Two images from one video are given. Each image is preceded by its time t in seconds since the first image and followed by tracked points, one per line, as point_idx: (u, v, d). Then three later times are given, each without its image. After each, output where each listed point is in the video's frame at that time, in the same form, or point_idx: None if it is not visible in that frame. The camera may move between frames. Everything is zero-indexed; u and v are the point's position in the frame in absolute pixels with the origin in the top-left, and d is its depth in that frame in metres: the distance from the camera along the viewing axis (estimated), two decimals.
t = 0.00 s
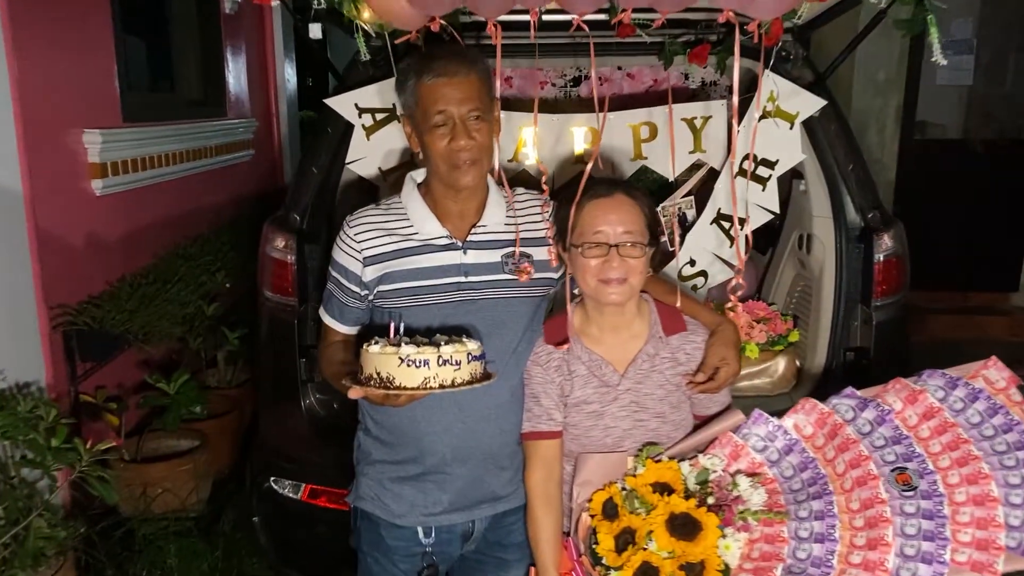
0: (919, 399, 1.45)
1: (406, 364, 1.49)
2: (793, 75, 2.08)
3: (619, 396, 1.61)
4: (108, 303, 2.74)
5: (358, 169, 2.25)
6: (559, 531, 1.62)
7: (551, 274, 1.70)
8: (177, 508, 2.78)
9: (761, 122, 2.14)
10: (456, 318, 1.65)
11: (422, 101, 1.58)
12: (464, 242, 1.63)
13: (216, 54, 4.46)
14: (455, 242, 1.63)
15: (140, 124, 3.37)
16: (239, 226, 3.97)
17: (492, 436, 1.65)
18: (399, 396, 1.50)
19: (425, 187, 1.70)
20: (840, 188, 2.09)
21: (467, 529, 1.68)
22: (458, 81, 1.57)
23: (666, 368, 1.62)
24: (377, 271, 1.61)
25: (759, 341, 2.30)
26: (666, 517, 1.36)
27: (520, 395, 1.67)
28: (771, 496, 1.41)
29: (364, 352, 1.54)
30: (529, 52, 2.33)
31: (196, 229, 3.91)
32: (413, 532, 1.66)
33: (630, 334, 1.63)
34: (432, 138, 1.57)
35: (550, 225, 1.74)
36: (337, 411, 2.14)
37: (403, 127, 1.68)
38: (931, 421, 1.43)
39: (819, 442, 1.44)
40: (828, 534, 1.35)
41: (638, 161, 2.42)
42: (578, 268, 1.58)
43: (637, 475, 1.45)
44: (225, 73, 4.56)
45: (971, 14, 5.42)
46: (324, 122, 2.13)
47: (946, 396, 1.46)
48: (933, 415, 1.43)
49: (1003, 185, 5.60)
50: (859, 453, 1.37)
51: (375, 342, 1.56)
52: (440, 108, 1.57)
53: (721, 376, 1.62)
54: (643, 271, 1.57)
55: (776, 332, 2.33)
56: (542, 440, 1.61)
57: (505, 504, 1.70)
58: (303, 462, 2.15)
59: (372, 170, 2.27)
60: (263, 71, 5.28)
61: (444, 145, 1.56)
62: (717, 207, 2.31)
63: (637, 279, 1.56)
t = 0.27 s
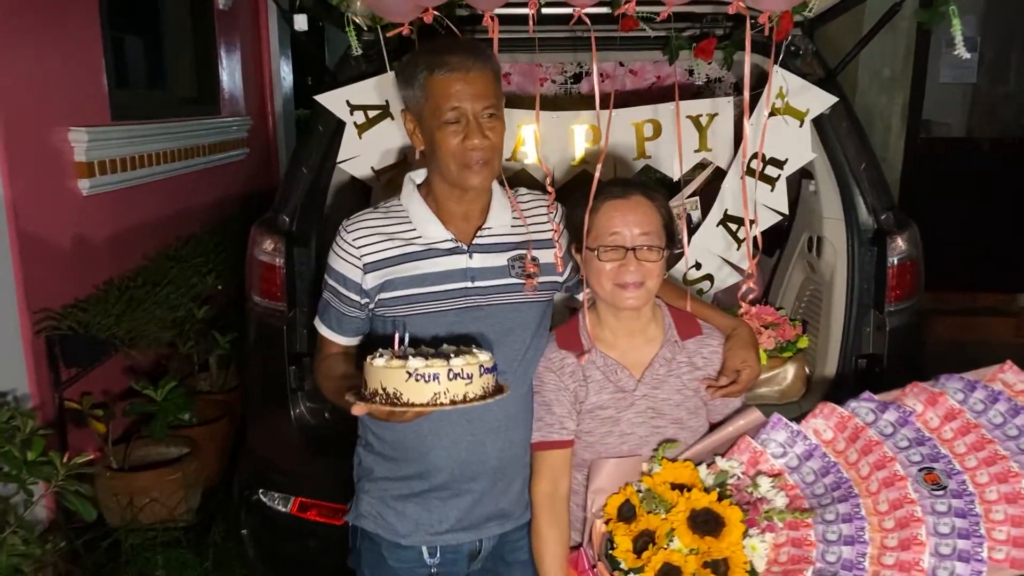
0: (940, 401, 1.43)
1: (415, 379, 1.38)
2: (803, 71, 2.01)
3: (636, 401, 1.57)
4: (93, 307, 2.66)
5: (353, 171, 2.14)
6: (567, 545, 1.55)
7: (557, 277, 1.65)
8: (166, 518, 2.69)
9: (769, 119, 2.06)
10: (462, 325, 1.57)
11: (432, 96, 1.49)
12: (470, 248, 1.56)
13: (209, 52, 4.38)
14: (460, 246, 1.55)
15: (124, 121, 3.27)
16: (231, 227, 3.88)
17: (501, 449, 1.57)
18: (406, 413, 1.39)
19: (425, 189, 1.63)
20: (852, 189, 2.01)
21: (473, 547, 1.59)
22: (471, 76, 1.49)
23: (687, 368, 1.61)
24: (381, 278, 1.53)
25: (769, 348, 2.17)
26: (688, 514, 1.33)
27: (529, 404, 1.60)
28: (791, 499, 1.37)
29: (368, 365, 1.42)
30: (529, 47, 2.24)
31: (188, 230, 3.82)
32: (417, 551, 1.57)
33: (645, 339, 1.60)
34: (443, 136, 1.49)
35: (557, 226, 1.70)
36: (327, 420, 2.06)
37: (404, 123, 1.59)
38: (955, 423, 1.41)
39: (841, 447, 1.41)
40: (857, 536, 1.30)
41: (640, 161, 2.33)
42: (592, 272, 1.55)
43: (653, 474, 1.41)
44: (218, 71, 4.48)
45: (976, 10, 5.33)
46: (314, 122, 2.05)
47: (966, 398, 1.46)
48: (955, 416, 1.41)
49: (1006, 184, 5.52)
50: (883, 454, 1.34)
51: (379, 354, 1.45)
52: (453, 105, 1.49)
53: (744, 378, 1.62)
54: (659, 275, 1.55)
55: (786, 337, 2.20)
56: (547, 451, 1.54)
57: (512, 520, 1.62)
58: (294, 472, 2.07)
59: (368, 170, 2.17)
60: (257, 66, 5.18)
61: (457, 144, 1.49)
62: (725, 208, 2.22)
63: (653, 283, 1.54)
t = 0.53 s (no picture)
0: (937, 398, 1.42)
1: (420, 400, 1.28)
2: (809, 73, 1.93)
3: (649, 417, 1.48)
4: (74, 315, 2.56)
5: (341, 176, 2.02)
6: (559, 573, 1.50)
7: (559, 293, 1.57)
8: (149, 534, 2.61)
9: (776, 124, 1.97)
10: (462, 343, 1.48)
11: (442, 103, 1.42)
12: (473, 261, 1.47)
13: (199, 51, 4.28)
14: (462, 258, 1.46)
15: (109, 123, 3.18)
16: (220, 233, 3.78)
17: (503, 473, 1.47)
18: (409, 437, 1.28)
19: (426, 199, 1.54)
20: (861, 194, 1.93)
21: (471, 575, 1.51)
22: (484, 82, 1.42)
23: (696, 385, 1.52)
24: (377, 291, 1.44)
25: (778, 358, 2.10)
26: (696, 515, 1.28)
27: (532, 424, 1.51)
28: (800, 504, 1.32)
29: (368, 383, 1.32)
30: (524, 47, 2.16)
31: (176, 234, 3.72)
32: None
33: (656, 352, 1.53)
34: (453, 143, 1.41)
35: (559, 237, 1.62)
36: (314, 437, 1.99)
37: (410, 130, 1.51)
38: (954, 414, 1.40)
39: (846, 451, 1.37)
40: (875, 529, 1.26)
41: (641, 165, 2.25)
42: (602, 263, 1.47)
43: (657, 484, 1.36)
44: (209, 70, 4.38)
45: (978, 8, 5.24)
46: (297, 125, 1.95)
47: (963, 390, 1.44)
48: (955, 408, 1.41)
49: (1010, 184, 5.43)
50: (890, 449, 1.32)
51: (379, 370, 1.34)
52: (463, 111, 1.41)
53: (762, 387, 1.55)
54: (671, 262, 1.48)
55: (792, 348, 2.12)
56: (547, 472, 1.45)
57: (510, 546, 1.54)
58: (283, 490, 1.98)
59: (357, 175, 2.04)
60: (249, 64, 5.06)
61: (466, 153, 1.41)
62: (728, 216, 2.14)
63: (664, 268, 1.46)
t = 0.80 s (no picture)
0: (937, 393, 1.29)
1: (414, 428, 1.17)
2: (814, 75, 1.84)
3: (654, 438, 1.39)
4: (53, 325, 2.47)
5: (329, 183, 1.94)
6: None
7: (561, 310, 1.47)
8: (131, 551, 2.52)
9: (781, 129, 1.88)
10: (456, 364, 1.39)
11: (446, 110, 1.33)
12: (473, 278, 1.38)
13: (189, 51, 4.19)
14: (460, 274, 1.37)
15: (93, 125, 3.09)
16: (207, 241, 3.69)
17: (502, 503, 1.39)
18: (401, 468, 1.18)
19: (424, 209, 1.45)
20: (872, 205, 1.84)
21: None
22: (490, 90, 1.33)
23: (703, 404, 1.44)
24: (370, 308, 1.35)
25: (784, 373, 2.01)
26: (699, 545, 1.19)
27: (534, 448, 1.42)
28: (807, 520, 1.22)
29: (359, 410, 1.22)
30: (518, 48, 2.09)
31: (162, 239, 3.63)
32: None
33: (660, 370, 1.45)
34: (455, 153, 1.32)
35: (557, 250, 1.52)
36: (298, 456, 1.90)
37: (409, 136, 1.42)
38: (957, 408, 1.26)
39: (849, 459, 1.25)
40: (888, 540, 1.13)
41: (639, 171, 2.16)
42: (604, 296, 1.40)
43: (655, 513, 1.27)
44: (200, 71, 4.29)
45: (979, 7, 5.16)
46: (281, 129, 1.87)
47: (962, 383, 1.31)
48: (957, 402, 1.27)
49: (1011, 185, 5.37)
50: (893, 452, 1.20)
51: (371, 397, 1.24)
52: (468, 120, 1.32)
53: (770, 408, 1.47)
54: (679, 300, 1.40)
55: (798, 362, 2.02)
56: (552, 498, 1.36)
57: None
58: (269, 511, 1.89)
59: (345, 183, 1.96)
60: (240, 63, 4.97)
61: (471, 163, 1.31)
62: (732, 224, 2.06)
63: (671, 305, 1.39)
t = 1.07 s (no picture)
0: (958, 417, 1.18)
1: (380, 462, 1.12)
2: (822, 74, 1.75)
3: (655, 462, 1.32)
4: (32, 334, 2.39)
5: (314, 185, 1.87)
6: None
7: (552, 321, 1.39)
8: (115, 565, 2.44)
9: (787, 130, 1.80)
10: (441, 379, 1.31)
11: (417, 113, 1.26)
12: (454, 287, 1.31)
13: (178, 50, 4.10)
14: (441, 283, 1.30)
15: (77, 126, 3.01)
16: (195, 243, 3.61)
17: (492, 531, 1.32)
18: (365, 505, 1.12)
19: (401, 218, 1.39)
20: (880, 206, 1.76)
21: None
22: (464, 89, 1.26)
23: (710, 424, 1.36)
24: (343, 325, 1.29)
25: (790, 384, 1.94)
26: None
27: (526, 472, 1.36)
28: (821, 553, 1.15)
29: (323, 442, 1.18)
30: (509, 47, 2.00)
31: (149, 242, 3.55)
32: None
33: (659, 390, 1.37)
34: (427, 158, 1.26)
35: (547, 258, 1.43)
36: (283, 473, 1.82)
37: (380, 144, 1.35)
38: (979, 436, 1.15)
39: (863, 486, 1.17)
40: None
41: (639, 174, 2.08)
42: (600, 308, 1.33)
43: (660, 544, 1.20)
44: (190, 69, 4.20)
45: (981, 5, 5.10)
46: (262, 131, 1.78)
47: (984, 408, 1.18)
48: (980, 428, 1.16)
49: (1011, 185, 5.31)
50: (910, 482, 1.11)
51: (337, 428, 1.20)
52: (441, 123, 1.25)
53: (778, 428, 1.39)
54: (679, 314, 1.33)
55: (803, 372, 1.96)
56: (550, 525, 1.28)
57: None
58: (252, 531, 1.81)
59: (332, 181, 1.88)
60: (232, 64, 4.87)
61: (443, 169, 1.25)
62: (734, 230, 1.99)
63: (670, 317, 1.32)
